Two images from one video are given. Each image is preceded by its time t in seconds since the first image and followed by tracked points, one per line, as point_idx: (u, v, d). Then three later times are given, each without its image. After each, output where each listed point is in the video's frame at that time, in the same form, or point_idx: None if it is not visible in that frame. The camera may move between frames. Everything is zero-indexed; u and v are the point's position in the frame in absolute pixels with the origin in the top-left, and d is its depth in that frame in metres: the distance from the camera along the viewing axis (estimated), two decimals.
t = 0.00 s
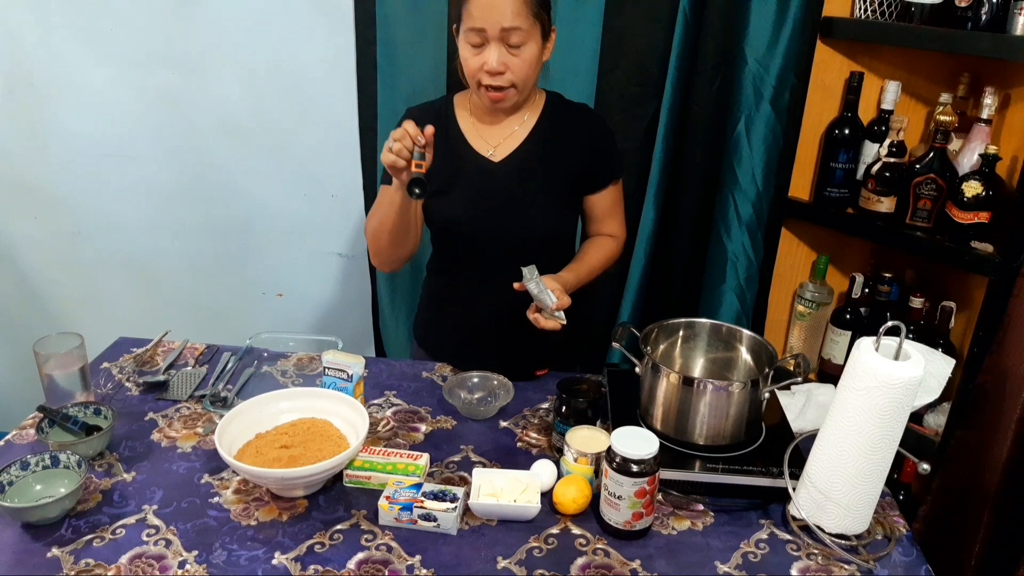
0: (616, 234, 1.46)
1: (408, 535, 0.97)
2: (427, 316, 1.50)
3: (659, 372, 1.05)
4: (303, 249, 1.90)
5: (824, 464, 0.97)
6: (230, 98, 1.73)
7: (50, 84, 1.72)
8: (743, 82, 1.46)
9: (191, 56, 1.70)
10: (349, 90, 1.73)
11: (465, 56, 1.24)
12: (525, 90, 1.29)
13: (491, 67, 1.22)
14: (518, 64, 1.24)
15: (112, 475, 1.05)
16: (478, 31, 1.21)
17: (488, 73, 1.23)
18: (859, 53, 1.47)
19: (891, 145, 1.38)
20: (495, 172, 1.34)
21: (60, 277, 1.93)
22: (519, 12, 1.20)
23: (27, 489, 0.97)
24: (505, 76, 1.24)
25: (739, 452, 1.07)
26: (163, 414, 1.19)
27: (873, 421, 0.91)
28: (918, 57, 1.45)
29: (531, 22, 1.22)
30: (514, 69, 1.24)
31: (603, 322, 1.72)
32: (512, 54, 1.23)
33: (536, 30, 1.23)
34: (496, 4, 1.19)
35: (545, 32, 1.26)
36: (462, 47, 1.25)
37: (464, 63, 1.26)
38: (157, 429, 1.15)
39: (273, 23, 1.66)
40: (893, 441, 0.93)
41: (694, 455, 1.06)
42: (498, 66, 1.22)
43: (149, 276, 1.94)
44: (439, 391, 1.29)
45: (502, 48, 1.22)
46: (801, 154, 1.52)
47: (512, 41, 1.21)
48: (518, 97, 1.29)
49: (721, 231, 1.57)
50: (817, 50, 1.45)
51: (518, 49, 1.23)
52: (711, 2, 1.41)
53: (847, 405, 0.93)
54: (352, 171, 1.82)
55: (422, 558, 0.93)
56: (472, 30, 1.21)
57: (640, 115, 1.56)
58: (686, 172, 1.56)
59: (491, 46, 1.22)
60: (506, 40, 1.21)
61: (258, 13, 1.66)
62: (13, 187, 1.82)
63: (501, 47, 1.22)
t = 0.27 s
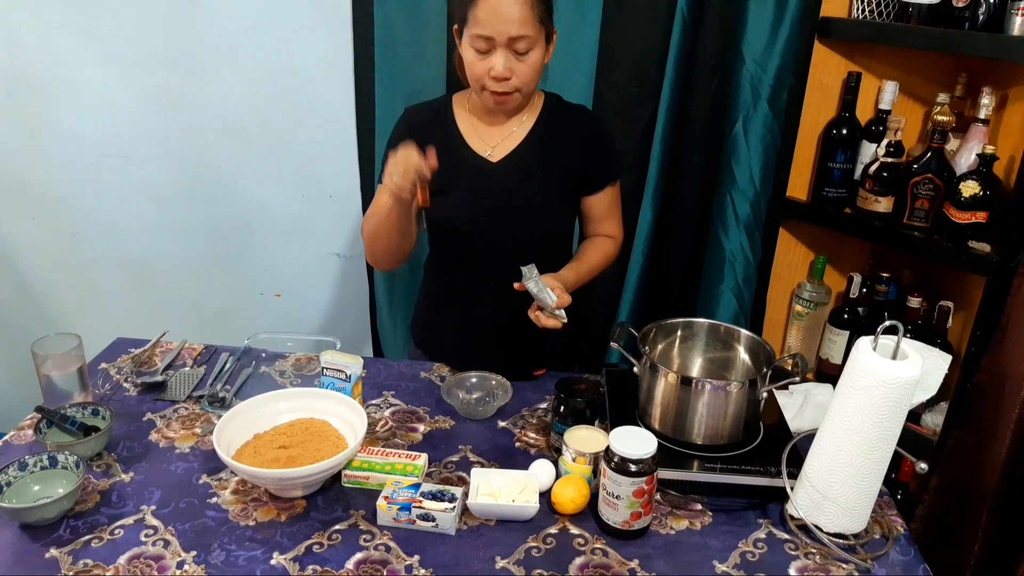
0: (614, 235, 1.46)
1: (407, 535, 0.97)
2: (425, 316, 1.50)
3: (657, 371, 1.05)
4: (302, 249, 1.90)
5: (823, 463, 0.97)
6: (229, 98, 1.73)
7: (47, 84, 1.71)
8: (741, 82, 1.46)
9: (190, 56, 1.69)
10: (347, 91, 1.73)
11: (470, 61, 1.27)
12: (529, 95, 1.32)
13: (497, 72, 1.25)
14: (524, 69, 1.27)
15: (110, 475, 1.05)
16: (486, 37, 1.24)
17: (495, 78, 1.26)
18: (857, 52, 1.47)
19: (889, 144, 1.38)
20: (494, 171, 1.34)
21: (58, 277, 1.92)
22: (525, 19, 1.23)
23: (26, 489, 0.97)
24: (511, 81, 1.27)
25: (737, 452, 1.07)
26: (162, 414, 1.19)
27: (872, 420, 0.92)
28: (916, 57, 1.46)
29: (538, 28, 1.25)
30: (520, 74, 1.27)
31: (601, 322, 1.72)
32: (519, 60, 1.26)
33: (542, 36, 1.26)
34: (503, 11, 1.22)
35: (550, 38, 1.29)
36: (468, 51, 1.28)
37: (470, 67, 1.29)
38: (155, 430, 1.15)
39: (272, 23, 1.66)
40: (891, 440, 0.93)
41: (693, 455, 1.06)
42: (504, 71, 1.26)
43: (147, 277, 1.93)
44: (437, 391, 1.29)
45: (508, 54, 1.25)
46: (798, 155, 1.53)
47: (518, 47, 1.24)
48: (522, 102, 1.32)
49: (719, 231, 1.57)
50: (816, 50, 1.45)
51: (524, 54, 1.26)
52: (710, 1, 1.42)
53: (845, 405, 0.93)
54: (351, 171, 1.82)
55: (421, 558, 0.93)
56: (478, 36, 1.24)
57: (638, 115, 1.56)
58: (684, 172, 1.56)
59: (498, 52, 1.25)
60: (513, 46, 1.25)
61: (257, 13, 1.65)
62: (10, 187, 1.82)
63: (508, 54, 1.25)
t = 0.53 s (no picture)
0: (613, 236, 1.46)
1: (406, 535, 0.97)
2: (423, 317, 1.50)
3: (655, 372, 1.06)
4: (300, 250, 1.90)
5: (821, 464, 0.97)
6: (228, 99, 1.73)
7: (45, 84, 1.71)
8: (739, 83, 1.46)
9: (189, 57, 1.69)
10: (346, 91, 1.73)
11: (476, 62, 1.24)
12: (532, 97, 1.31)
13: (504, 75, 1.23)
14: (530, 72, 1.25)
15: (108, 476, 1.05)
16: (494, 40, 1.21)
17: (501, 80, 1.24)
18: (854, 53, 1.47)
19: (887, 145, 1.38)
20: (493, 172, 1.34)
21: (56, 278, 1.92)
22: (534, 23, 1.21)
23: (24, 490, 0.97)
24: (517, 84, 1.25)
25: (735, 452, 1.07)
26: (160, 415, 1.19)
27: (869, 421, 0.92)
28: (914, 58, 1.46)
29: (547, 31, 1.23)
30: (526, 76, 1.25)
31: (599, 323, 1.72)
32: (525, 63, 1.25)
33: (548, 39, 1.25)
34: (512, 14, 1.20)
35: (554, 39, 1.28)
36: (473, 51, 1.24)
37: (474, 68, 1.26)
38: (153, 431, 1.15)
39: (270, 24, 1.66)
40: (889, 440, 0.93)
41: (691, 455, 1.06)
42: (511, 74, 1.23)
43: (145, 277, 1.93)
44: (436, 391, 1.29)
45: (515, 57, 1.23)
46: (796, 156, 1.53)
47: (526, 50, 1.23)
48: (524, 103, 1.31)
49: (717, 231, 1.57)
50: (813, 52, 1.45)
51: (530, 58, 1.24)
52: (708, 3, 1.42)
53: (843, 405, 0.94)
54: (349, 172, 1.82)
55: (420, 558, 0.93)
56: (486, 38, 1.22)
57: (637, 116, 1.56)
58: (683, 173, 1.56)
59: (505, 55, 1.23)
60: (521, 50, 1.23)
61: (255, 13, 1.65)
62: (8, 187, 1.82)
63: (516, 56, 1.23)
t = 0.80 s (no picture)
0: (608, 238, 1.46)
1: (402, 536, 0.97)
2: (420, 318, 1.50)
3: (651, 372, 1.06)
4: (296, 250, 1.90)
5: (816, 463, 0.97)
6: (224, 100, 1.73)
7: (40, 85, 1.71)
8: (734, 83, 1.47)
9: (185, 58, 1.69)
10: (341, 92, 1.73)
11: (473, 67, 1.22)
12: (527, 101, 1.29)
13: (502, 80, 1.21)
14: (527, 77, 1.23)
15: (104, 478, 1.05)
16: (491, 46, 1.19)
17: (498, 85, 1.21)
18: (848, 54, 1.47)
19: (881, 145, 1.39)
20: (489, 172, 1.34)
21: (51, 279, 1.92)
22: (531, 27, 1.19)
23: (19, 492, 0.97)
24: (514, 88, 1.23)
25: (731, 451, 1.08)
26: (156, 417, 1.19)
27: (864, 420, 0.92)
28: (907, 59, 1.47)
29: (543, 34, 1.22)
30: (524, 81, 1.23)
31: (595, 323, 1.72)
32: (521, 67, 1.23)
33: (544, 43, 1.23)
34: (509, 18, 1.18)
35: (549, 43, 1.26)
36: (469, 57, 1.22)
37: (471, 73, 1.23)
38: (149, 432, 1.15)
39: (265, 25, 1.66)
40: (884, 439, 0.94)
41: (687, 455, 1.06)
42: (508, 79, 1.21)
43: (141, 279, 1.93)
44: (432, 392, 1.29)
45: (512, 61, 1.21)
46: (790, 156, 1.52)
47: (523, 55, 1.21)
48: (520, 107, 1.29)
49: (712, 232, 1.58)
50: (807, 53, 1.45)
51: (528, 62, 1.23)
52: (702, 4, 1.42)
53: (838, 404, 0.94)
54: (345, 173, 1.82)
55: (416, 559, 0.93)
56: (483, 43, 1.19)
57: (632, 116, 1.56)
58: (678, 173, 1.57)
59: (502, 59, 1.21)
60: (518, 54, 1.21)
61: (252, 14, 1.66)
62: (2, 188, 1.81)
63: (512, 61, 1.21)
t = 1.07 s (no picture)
0: (607, 237, 1.45)
1: (401, 534, 0.97)
2: (418, 316, 1.50)
3: (650, 369, 1.06)
4: (295, 249, 1.89)
5: (815, 461, 0.97)
6: (223, 98, 1.73)
7: (39, 84, 1.71)
8: (733, 81, 1.47)
9: (184, 56, 1.69)
10: (339, 90, 1.73)
11: (473, 65, 1.22)
12: (528, 99, 1.29)
13: (502, 79, 1.21)
14: (527, 75, 1.23)
15: (102, 476, 1.04)
16: (491, 45, 1.19)
17: (499, 84, 1.21)
18: (847, 51, 1.47)
19: (880, 143, 1.38)
20: (487, 169, 1.33)
21: (51, 278, 1.92)
22: (531, 26, 1.19)
23: (17, 491, 0.97)
24: (514, 87, 1.23)
25: (731, 449, 1.08)
26: (154, 415, 1.18)
27: (863, 417, 0.92)
28: (906, 56, 1.46)
29: (543, 32, 1.21)
30: (524, 80, 1.23)
31: (594, 321, 1.72)
32: (521, 66, 1.23)
33: (544, 41, 1.23)
34: (510, 18, 1.17)
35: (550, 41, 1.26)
36: (470, 56, 1.22)
37: (472, 72, 1.23)
38: (147, 430, 1.15)
39: (263, 23, 1.66)
40: (883, 437, 0.93)
41: (686, 452, 1.06)
42: (509, 77, 1.21)
43: (140, 278, 1.93)
44: (430, 390, 1.29)
45: (513, 60, 1.21)
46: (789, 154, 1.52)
47: (524, 53, 1.21)
48: (521, 105, 1.29)
49: (711, 230, 1.59)
50: (805, 49, 1.45)
51: (528, 61, 1.23)
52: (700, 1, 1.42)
53: (838, 402, 0.94)
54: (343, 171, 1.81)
55: (415, 557, 0.93)
56: (484, 42, 1.19)
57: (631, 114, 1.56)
58: (677, 171, 1.56)
59: (502, 58, 1.21)
60: (518, 53, 1.21)
61: (250, 13, 1.65)
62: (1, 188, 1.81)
63: (513, 59, 1.21)
